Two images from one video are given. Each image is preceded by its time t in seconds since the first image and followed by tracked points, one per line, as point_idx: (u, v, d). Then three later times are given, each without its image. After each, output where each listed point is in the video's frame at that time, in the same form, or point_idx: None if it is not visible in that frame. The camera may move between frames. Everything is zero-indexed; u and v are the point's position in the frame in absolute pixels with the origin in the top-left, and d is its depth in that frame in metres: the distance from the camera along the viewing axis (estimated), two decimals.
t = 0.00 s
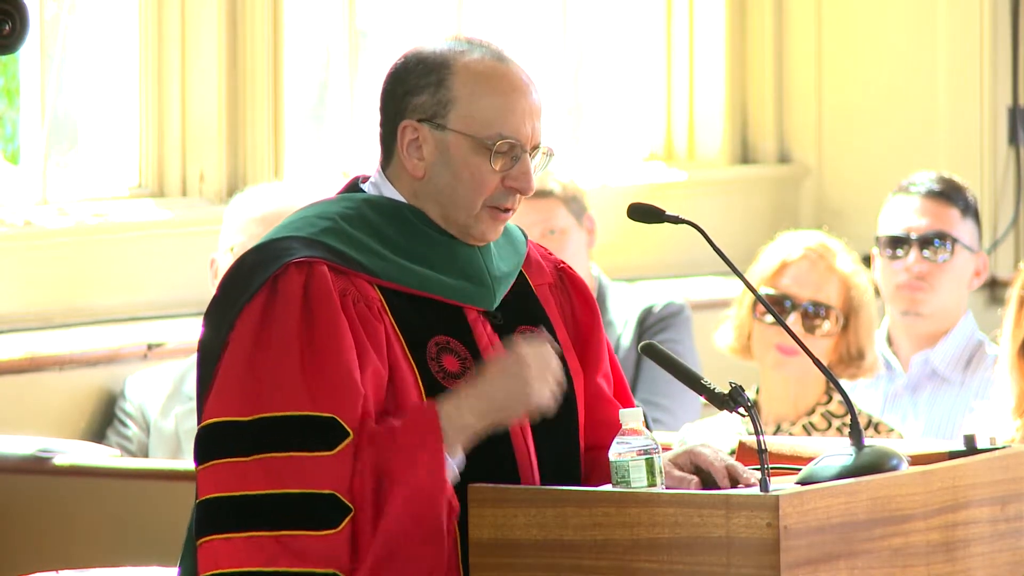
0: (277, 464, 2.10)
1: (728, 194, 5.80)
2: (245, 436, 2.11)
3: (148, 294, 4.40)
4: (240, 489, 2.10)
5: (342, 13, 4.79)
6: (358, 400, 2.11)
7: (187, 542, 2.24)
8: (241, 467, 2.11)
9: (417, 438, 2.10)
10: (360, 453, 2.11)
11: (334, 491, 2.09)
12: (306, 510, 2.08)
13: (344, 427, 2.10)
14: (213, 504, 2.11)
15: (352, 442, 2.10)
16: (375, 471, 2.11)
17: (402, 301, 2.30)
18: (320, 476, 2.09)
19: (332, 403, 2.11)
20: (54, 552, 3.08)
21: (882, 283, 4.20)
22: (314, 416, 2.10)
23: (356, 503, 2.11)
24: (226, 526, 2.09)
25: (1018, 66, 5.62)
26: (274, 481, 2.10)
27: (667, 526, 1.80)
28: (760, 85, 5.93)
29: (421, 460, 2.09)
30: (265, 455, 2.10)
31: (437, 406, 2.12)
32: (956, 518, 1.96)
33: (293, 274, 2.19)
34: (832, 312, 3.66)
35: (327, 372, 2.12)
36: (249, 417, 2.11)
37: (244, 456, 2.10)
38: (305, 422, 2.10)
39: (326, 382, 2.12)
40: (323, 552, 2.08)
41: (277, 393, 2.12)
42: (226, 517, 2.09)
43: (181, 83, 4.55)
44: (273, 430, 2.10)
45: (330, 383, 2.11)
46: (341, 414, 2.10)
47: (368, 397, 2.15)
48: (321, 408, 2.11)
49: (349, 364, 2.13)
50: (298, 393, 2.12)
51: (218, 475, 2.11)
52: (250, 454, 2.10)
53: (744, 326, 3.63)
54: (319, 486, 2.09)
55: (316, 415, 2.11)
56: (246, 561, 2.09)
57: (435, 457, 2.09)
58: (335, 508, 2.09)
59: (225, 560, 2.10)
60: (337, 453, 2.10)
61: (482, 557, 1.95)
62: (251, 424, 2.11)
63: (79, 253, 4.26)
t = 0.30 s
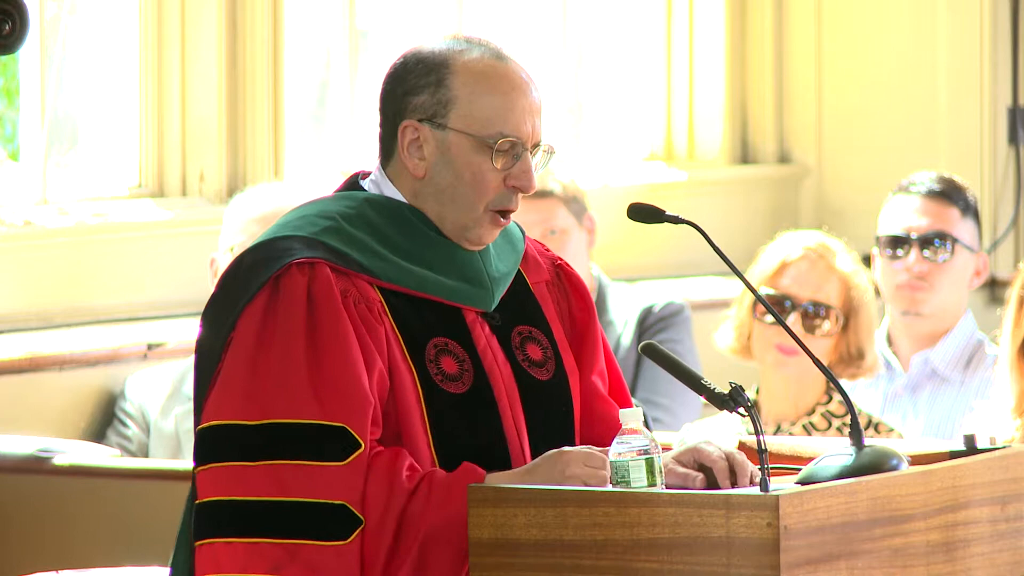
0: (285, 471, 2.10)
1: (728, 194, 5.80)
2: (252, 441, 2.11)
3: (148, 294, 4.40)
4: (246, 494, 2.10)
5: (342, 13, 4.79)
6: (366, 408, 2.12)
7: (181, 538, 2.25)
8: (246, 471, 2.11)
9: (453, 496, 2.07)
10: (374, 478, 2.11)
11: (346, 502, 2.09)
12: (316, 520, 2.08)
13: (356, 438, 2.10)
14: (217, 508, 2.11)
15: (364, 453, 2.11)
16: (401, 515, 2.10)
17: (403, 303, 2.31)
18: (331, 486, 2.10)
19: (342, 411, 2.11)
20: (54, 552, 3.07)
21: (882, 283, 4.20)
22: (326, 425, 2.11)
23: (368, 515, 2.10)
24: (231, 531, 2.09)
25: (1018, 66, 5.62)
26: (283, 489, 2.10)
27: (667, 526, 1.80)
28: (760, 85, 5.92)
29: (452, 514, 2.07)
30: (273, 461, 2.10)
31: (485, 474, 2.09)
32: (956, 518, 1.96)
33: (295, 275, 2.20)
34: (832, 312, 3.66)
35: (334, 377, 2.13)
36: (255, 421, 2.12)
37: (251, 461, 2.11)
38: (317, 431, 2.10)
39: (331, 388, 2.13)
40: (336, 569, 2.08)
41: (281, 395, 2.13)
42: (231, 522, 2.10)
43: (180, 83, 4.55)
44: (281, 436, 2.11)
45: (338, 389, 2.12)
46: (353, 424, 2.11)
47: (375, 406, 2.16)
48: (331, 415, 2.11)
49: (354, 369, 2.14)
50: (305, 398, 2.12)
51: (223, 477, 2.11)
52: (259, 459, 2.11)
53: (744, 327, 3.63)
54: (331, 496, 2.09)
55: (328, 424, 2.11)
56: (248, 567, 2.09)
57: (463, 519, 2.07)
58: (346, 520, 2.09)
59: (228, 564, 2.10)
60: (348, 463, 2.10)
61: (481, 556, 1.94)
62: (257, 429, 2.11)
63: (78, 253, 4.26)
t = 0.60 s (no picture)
0: (277, 471, 2.11)
1: (728, 194, 5.80)
2: (243, 441, 2.12)
3: (149, 293, 4.40)
4: (236, 494, 2.11)
5: (342, 13, 4.79)
6: (357, 410, 2.13)
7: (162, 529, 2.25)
8: (237, 471, 2.12)
9: (444, 500, 2.10)
10: (364, 482, 2.12)
11: (337, 503, 2.11)
12: (307, 522, 2.10)
13: (349, 440, 2.12)
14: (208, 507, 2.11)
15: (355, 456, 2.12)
16: (389, 518, 2.12)
17: (393, 304, 2.30)
18: (321, 488, 2.11)
19: (335, 414, 2.12)
20: (55, 553, 3.07)
21: (882, 283, 4.20)
22: (318, 427, 2.12)
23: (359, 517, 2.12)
24: (222, 532, 2.10)
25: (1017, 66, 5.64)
26: (274, 491, 2.11)
27: (667, 526, 1.80)
28: (759, 84, 5.92)
29: (440, 514, 2.10)
30: (265, 462, 2.11)
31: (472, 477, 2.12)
32: (955, 518, 1.96)
33: (287, 274, 2.20)
34: (831, 310, 3.66)
35: (326, 379, 2.14)
36: (247, 420, 2.13)
37: (243, 461, 2.12)
38: (310, 433, 2.11)
39: (323, 389, 2.14)
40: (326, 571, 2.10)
41: (273, 396, 2.14)
42: (221, 521, 2.10)
43: (180, 83, 4.55)
44: (272, 436, 2.12)
45: (330, 390, 2.13)
46: (346, 427, 2.12)
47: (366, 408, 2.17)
48: (322, 417, 2.13)
49: (345, 370, 2.15)
50: (298, 400, 2.13)
51: (213, 476, 2.12)
52: (251, 458, 2.12)
53: (742, 327, 3.63)
54: (322, 498, 2.11)
55: (321, 426, 2.12)
56: (239, 567, 2.10)
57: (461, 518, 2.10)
58: (336, 522, 2.11)
59: (219, 564, 2.11)
60: (337, 465, 2.11)
61: (481, 556, 1.94)
62: (248, 428, 2.12)
63: (78, 253, 4.25)
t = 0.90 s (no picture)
0: (267, 468, 2.11)
1: (728, 193, 5.80)
2: (229, 437, 2.11)
3: (149, 293, 4.40)
4: (227, 492, 2.11)
5: (342, 12, 4.80)
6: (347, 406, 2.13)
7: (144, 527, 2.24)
8: (227, 468, 2.11)
9: (441, 499, 2.11)
10: (357, 480, 2.12)
11: (329, 500, 2.11)
12: (300, 518, 2.09)
13: (340, 437, 2.12)
14: (199, 505, 2.10)
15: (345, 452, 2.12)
16: (387, 516, 2.12)
17: (378, 301, 2.31)
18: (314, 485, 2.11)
19: (324, 410, 2.12)
20: (56, 553, 3.07)
21: (882, 283, 4.20)
22: (307, 423, 2.12)
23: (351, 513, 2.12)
24: (214, 529, 2.09)
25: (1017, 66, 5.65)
26: (265, 488, 2.11)
27: (667, 526, 1.80)
28: (759, 84, 5.92)
29: (439, 516, 2.11)
30: (254, 458, 2.11)
31: (470, 477, 2.13)
32: (955, 519, 1.96)
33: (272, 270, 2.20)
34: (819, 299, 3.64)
35: (314, 374, 2.14)
36: (234, 417, 2.12)
37: (231, 458, 2.11)
38: (300, 429, 2.11)
39: (311, 385, 2.14)
40: (320, 569, 2.09)
41: (260, 392, 2.13)
42: (208, 519, 2.10)
43: (180, 83, 4.55)
44: (260, 433, 2.11)
45: (319, 387, 2.13)
46: (337, 423, 2.12)
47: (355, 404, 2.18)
48: (311, 413, 2.12)
49: (332, 367, 2.15)
50: (286, 395, 2.13)
51: (204, 474, 2.12)
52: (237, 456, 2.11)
53: (735, 328, 3.67)
54: (314, 494, 2.11)
55: (311, 422, 2.12)
56: (231, 565, 2.09)
57: (462, 520, 2.11)
58: (329, 519, 2.10)
59: (210, 562, 2.10)
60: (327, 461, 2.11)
61: (481, 557, 1.94)
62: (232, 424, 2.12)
63: (78, 253, 4.25)
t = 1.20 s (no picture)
0: (257, 469, 2.11)
1: (728, 193, 5.80)
2: (216, 438, 2.11)
3: (149, 293, 4.41)
4: (220, 493, 2.11)
5: (342, 12, 4.80)
6: (336, 406, 2.13)
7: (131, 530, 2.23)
8: (218, 470, 2.11)
9: (437, 498, 2.12)
10: (351, 479, 2.12)
11: (320, 499, 2.10)
12: (292, 517, 2.09)
13: (330, 435, 2.12)
14: (193, 506, 2.11)
15: (335, 451, 2.12)
16: (385, 516, 2.13)
17: (359, 301, 2.31)
18: (305, 485, 2.10)
19: (312, 408, 2.12)
20: (56, 553, 3.07)
21: (882, 283, 4.20)
22: (296, 422, 2.11)
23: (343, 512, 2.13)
24: (208, 531, 2.09)
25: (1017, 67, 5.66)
26: (255, 489, 2.11)
27: (667, 526, 1.81)
28: (759, 82, 5.91)
29: (438, 517, 2.12)
30: (244, 459, 2.11)
31: (469, 477, 2.14)
32: (956, 518, 1.96)
33: (256, 271, 2.20)
34: (808, 290, 3.61)
35: (301, 374, 2.14)
36: (222, 418, 2.12)
37: (219, 459, 2.11)
38: (289, 429, 2.11)
39: (299, 385, 2.13)
40: (313, 569, 2.09)
41: (247, 392, 2.12)
42: (197, 521, 2.10)
43: (180, 83, 4.56)
44: (247, 433, 2.11)
45: (307, 388, 2.13)
46: (326, 421, 2.12)
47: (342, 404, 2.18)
48: (300, 413, 2.12)
49: (320, 367, 2.15)
50: (273, 394, 2.12)
51: (195, 476, 2.12)
52: (225, 457, 2.11)
53: (729, 331, 3.69)
54: (305, 493, 2.10)
55: (299, 422, 2.11)
56: (223, 565, 2.09)
57: (463, 520, 2.12)
58: (320, 518, 2.10)
59: (202, 563, 2.10)
60: (319, 461, 2.11)
61: (481, 556, 1.94)
62: (217, 425, 2.11)
63: (78, 253, 4.25)
